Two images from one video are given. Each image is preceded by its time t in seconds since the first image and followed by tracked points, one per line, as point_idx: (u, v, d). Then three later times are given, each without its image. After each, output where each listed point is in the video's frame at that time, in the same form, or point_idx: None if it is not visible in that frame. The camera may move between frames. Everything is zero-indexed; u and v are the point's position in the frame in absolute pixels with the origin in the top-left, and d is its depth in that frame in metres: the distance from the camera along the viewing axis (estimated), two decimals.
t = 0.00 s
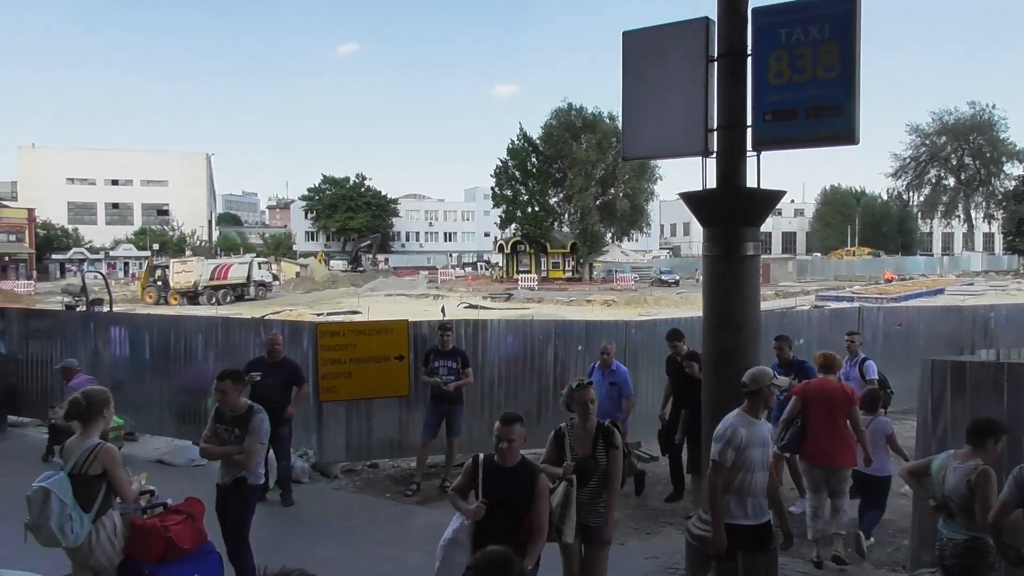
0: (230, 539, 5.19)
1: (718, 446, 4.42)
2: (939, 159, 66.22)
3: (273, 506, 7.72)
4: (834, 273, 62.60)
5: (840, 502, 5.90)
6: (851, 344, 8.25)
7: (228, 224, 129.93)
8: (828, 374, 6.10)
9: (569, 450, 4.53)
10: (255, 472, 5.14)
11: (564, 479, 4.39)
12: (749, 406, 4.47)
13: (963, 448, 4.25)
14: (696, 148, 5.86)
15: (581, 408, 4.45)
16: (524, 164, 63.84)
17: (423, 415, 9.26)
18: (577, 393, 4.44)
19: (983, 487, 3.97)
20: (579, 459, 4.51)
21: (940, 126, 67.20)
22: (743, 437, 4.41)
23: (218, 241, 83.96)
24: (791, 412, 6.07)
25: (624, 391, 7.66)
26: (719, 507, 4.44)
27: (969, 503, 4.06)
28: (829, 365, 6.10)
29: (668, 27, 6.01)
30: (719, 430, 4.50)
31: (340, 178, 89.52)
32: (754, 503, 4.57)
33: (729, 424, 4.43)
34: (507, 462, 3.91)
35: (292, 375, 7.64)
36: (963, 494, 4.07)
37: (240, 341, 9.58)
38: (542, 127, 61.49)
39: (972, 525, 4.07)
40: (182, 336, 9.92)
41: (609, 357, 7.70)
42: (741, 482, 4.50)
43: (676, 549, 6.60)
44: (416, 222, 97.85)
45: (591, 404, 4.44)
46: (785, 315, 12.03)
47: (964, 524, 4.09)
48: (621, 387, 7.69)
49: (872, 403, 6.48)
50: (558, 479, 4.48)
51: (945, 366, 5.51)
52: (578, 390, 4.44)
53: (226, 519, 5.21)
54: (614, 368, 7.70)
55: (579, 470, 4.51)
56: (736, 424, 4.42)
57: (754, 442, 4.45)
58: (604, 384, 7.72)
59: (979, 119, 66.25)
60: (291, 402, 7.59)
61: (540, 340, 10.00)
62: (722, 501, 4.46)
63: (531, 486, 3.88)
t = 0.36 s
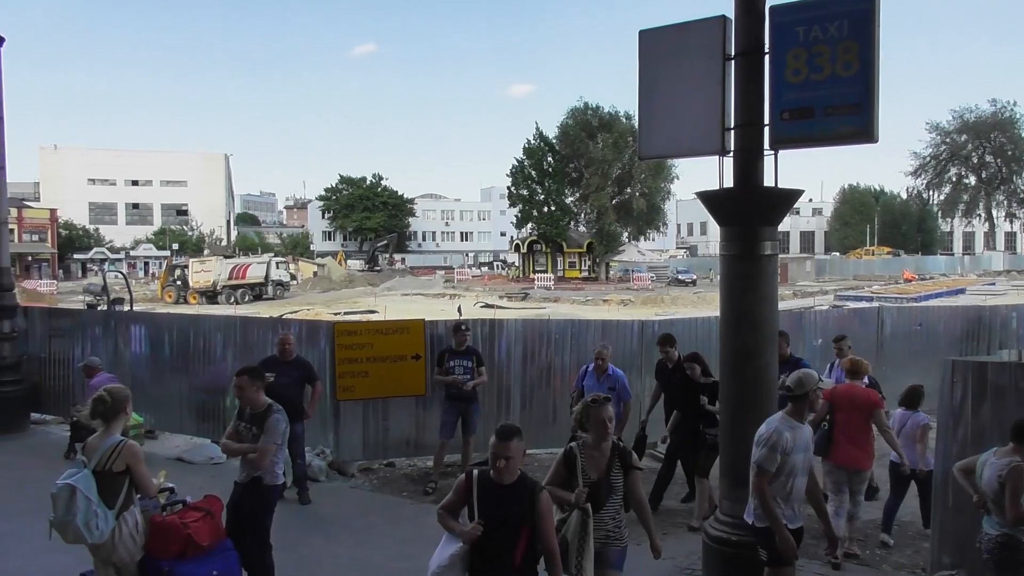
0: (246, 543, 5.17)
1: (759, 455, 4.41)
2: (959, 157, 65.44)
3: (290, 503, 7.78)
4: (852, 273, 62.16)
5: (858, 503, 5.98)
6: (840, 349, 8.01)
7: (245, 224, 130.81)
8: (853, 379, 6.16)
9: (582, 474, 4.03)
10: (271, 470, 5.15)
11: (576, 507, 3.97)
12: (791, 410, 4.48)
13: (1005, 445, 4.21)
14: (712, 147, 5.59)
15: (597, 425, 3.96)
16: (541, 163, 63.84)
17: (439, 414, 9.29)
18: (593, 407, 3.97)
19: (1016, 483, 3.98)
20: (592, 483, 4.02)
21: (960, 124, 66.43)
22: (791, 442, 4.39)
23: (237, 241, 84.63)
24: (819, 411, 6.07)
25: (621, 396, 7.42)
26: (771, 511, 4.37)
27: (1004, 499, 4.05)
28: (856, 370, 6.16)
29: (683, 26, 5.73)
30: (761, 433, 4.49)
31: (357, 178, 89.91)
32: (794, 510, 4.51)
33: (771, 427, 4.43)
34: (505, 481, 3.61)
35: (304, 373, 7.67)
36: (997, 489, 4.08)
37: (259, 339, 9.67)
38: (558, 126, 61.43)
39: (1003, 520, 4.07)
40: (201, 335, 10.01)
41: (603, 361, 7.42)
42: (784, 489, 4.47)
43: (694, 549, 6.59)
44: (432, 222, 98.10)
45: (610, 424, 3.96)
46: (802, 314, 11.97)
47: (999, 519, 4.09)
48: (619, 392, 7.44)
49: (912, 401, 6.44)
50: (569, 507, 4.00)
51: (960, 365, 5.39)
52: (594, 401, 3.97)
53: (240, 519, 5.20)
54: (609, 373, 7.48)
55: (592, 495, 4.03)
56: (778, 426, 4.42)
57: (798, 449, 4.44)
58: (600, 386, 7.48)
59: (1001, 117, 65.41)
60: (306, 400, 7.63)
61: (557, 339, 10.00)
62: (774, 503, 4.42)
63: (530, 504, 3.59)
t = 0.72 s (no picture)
0: (266, 540, 5.22)
1: (812, 468, 4.11)
2: (980, 156, 64.66)
3: (308, 502, 7.83)
4: (871, 272, 61.68)
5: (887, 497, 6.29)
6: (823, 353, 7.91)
7: (264, 224, 131.73)
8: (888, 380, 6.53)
9: (593, 485, 3.76)
10: (286, 469, 5.18)
11: (589, 518, 3.65)
12: (839, 419, 4.18)
13: None
14: (729, 145, 5.56)
15: (607, 435, 3.73)
16: (557, 163, 63.87)
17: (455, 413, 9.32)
18: (605, 413, 3.75)
19: None
20: (605, 495, 3.74)
21: (981, 123, 65.62)
22: (845, 455, 4.09)
23: (255, 241, 85.21)
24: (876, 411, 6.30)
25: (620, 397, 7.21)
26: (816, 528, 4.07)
27: None
28: (888, 369, 6.54)
29: (699, 26, 5.70)
30: (805, 445, 4.25)
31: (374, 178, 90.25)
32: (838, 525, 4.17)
33: (815, 437, 4.18)
34: (508, 502, 3.33)
35: (321, 371, 7.72)
36: None
37: (276, 339, 9.74)
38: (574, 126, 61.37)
39: None
40: (219, 334, 10.08)
41: (604, 359, 7.19)
42: (840, 502, 4.17)
43: (709, 550, 6.57)
44: (448, 222, 98.27)
45: (619, 433, 3.73)
46: (820, 314, 11.90)
47: None
48: (617, 391, 7.24)
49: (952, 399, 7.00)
50: (580, 519, 3.70)
51: (985, 366, 5.25)
52: (605, 406, 3.77)
53: (256, 518, 5.21)
54: (609, 371, 7.26)
55: (604, 508, 3.74)
56: (826, 438, 4.14)
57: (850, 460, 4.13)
58: (598, 388, 7.29)
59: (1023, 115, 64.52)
60: (322, 398, 7.66)
61: (575, 340, 10.02)
62: (821, 519, 4.12)
63: (535, 528, 3.32)
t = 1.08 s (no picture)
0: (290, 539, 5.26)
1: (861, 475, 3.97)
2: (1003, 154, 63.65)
3: (327, 500, 7.89)
4: (891, 272, 61.02)
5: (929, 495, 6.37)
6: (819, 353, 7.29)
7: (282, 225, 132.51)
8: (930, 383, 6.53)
9: (594, 507, 3.40)
10: (308, 469, 5.22)
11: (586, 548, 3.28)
12: (879, 420, 4.09)
13: None
14: (747, 146, 5.53)
15: (605, 453, 3.34)
16: (574, 163, 64.10)
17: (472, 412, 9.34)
18: (604, 429, 3.37)
19: None
20: (607, 521, 3.38)
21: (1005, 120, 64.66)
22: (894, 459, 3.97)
23: (274, 241, 85.76)
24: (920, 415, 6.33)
25: (618, 406, 6.69)
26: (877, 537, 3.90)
27: None
28: (928, 371, 6.55)
29: (718, 24, 5.66)
30: (848, 448, 4.19)
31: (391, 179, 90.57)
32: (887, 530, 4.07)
33: (858, 441, 4.07)
34: (489, 535, 3.04)
35: (340, 371, 7.76)
36: None
37: (294, 339, 9.79)
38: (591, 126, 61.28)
39: None
40: (239, 333, 10.16)
41: (597, 369, 6.68)
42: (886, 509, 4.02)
43: (728, 552, 6.52)
44: (465, 222, 98.43)
45: (617, 452, 3.33)
46: (841, 314, 11.80)
47: None
48: (614, 402, 6.72)
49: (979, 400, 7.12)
50: (578, 547, 3.34)
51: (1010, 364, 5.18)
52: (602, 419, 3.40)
53: (278, 518, 5.24)
54: (604, 380, 6.76)
55: (606, 534, 3.39)
56: (870, 443, 4.02)
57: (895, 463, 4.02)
58: (593, 400, 6.76)
59: None
60: (341, 397, 7.68)
61: (590, 339, 10.02)
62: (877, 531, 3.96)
63: (524, 560, 3.01)
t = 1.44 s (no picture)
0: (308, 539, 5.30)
1: (912, 485, 3.91)
2: None
3: (344, 500, 7.92)
4: (912, 273, 60.46)
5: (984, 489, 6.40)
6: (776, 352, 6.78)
7: (300, 225, 133.30)
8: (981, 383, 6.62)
9: (602, 541, 3.12)
10: (326, 469, 5.24)
11: None
12: (926, 427, 4.05)
13: None
14: (766, 146, 5.50)
15: (620, 480, 3.07)
16: (591, 164, 63.81)
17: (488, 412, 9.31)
18: (621, 453, 3.12)
19: None
20: (616, 558, 3.08)
21: None
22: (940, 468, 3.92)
23: (292, 242, 86.22)
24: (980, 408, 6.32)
25: (615, 406, 6.41)
26: (926, 546, 3.86)
27: None
28: (980, 373, 6.62)
29: (736, 23, 5.65)
30: (895, 455, 4.13)
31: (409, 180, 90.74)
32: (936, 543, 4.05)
33: (907, 447, 4.01)
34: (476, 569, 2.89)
35: (358, 371, 7.78)
36: None
37: (313, 339, 9.86)
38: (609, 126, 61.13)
39: None
40: (258, 332, 10.23)
41: (594, 366, 6.40)
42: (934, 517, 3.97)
43: (744, 554, 6.51)
44: (483, 223, 98.61)
45: (634, 480, 3.06)
46: (863, 313, 11.74)
47: None
48: (612, 401, 6.43)
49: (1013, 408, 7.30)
50: None
51: None
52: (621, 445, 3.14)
53: (297, 516, 5.29)
54: (601, 380, 6.48)
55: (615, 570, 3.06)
56: (921, 449, 3.96)
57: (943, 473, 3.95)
58: (590, 400, 6.44)
59: None
60: (359, 397, 7.73)
61: (608, 339, 10.03)
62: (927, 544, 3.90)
63: None
